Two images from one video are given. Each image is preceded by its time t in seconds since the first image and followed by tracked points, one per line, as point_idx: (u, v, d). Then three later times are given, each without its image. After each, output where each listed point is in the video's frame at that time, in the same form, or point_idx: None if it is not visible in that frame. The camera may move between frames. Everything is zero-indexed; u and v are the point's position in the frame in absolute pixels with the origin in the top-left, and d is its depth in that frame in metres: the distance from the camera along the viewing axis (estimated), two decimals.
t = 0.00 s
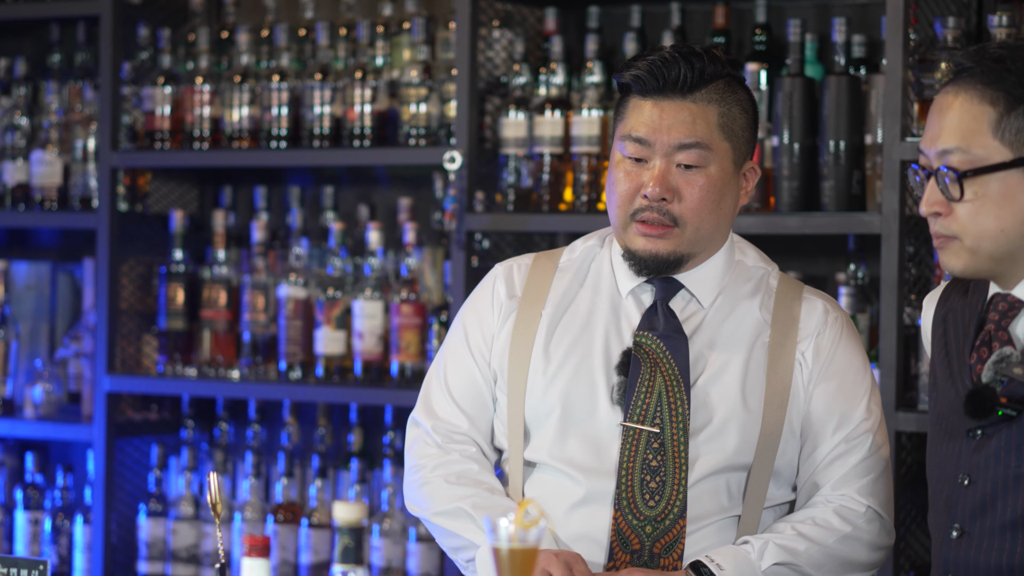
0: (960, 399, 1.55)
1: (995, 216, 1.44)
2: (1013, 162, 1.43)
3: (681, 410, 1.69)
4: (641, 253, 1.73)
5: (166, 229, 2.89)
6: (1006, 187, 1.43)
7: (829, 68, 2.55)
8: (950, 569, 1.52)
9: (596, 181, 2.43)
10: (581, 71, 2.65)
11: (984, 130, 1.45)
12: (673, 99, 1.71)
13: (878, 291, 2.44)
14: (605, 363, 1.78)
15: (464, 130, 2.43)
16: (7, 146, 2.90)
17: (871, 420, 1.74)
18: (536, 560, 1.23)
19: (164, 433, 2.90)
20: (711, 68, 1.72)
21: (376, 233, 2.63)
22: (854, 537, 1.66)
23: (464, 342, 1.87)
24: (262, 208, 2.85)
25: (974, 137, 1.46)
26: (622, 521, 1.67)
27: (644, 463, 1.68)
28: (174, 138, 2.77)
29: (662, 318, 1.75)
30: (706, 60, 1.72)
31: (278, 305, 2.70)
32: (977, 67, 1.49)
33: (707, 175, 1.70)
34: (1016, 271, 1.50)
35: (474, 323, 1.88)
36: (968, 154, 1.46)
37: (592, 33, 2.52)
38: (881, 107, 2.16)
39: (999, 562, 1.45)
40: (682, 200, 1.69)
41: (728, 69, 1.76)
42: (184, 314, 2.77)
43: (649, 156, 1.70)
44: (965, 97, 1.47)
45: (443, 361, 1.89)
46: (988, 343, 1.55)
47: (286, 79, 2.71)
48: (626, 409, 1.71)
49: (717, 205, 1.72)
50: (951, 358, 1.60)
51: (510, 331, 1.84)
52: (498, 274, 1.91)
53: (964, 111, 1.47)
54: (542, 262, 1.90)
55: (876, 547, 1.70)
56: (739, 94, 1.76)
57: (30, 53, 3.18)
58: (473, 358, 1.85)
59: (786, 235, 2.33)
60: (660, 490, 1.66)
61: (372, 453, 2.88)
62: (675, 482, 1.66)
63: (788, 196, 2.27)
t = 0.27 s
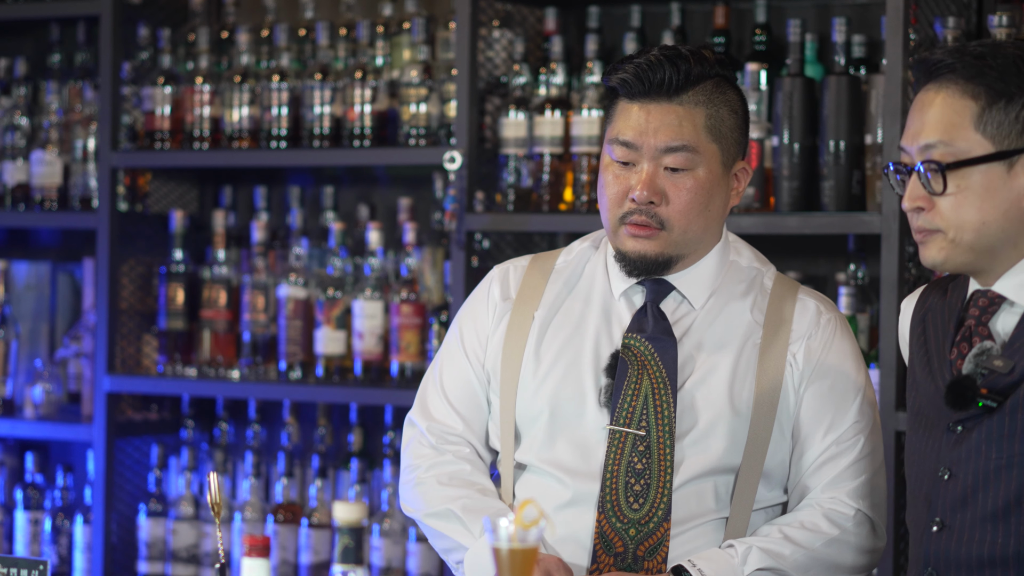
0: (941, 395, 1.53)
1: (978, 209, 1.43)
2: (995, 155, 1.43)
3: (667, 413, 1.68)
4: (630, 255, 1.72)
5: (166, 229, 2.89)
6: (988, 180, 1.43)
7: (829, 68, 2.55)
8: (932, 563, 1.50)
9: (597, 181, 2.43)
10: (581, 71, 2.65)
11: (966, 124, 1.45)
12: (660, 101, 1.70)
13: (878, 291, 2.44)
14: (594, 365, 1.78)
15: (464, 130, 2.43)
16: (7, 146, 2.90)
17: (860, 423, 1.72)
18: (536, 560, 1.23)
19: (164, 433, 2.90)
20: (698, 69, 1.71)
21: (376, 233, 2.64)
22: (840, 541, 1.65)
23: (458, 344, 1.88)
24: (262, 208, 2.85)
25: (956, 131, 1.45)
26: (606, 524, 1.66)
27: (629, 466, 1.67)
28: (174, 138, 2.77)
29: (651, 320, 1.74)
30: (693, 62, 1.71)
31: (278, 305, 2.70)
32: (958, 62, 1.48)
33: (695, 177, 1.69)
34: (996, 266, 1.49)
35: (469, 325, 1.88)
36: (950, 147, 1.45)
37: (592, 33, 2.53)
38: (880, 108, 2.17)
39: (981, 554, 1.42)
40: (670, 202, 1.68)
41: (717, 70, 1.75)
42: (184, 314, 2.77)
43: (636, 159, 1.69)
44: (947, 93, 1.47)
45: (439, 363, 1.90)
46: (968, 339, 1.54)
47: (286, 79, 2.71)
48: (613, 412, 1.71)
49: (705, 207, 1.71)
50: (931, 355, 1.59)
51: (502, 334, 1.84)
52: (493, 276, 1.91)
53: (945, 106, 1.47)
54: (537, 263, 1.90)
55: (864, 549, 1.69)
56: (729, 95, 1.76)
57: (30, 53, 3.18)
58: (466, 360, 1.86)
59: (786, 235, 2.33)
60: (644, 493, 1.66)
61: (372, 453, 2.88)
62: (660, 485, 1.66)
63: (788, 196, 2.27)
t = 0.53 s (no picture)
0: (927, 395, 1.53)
1: (961, 212, 1.43)
2: (976, 157, 1.43)
3: (664, 415, 1.68)
4: (627, 259, 1.72)
5: (166, 229, 2.89)
6: (970, 182, 1.43)
7: (829, 68, 2.55)
8: (919, 562, 1.49)
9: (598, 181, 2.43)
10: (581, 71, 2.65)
11: (945, 128, 1.45)
12: (651, 104, 1.69)
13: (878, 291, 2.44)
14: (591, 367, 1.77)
15: (464, 130, 2.43)
16: (7, 146, 2.90)
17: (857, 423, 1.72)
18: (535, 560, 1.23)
19: (164, 433, 2.90)
20: (689, 69, 1.70)
21: (376, 233, 2.63)
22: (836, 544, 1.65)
23: (457, 344, 1.88)
24: (262, 208, 2.85)
25: (936, 135, 1.45)
26: (603, 527, 1.66)
27: (625, 468, 1.67)
28: (174, 138, 2.77)
29: (649, 321, 1.74)
30: (684, 62, 1.70)
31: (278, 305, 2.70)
32: (933, 67, 1.49)
33: (688, 179, 1.69)
34: (980, 269, 1.49)
35: (466, 326, 1.89)
36: (931, 152, 1.45)
37: (592, 33, 2.53)
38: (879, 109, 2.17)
39: (967, 552, 1.42)
40: (663, 205, 1.68)
41: (709, 68, 1.74)
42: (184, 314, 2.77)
43: (630, 162, 1.69)
44: (924, 98, 1.47)
45: (437, 363, 1.90)
46: (954, 341, 1.55)
47: (286, 79, 2.71)
48: (609, 413, 1.70)
49: (698, 209, 1.70)
50: (917, 356, 1.59)
51: (499, 334, 1.84)
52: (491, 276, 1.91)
53: (924, 111, 1.46)
54: (535, 263, 1.90)
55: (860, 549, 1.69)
56: (721, 93, 1.75)
57: (30, 53, 3.18)
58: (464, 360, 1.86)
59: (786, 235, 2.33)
60: (641, 495, 1.65)
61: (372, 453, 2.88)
62: (656, 487, 1.65)
63: (788, 196, 2.27)
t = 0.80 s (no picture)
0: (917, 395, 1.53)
1: (950, 212, 1.43)
2: (965, 157, 1.43)
3: (661, 420, 1.63)
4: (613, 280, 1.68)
5: (166, 229, 2.89)
6: (958, 182, 1.43)
7: (829, 69, 2.55)
8: (911, 563, 1.49)
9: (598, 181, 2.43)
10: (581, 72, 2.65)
11: (933, 128, 1.45)
12: (614, 129, 1.62)
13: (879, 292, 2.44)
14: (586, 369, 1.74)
15: (464, 131, 2.43)
16: (7, 146, 2.90)
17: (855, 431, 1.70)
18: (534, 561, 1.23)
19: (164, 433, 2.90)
20: (649, 88, 1.63)
21: (376, 233, 2.63)
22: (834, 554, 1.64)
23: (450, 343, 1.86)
24: (262, 208, 2.85)
25: (924, 135, 1.45)
26: (599, 533, 1.61)
27: (622, 474, 1.63)
28: (174, 138, 2.77)
29: (642, 329, 1.70)
30: (643, 82, 1.63)
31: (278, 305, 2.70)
32: (920, 67, 1.49)
33: (660, 202, 1.62)
34: (969, 269, 1.49)
35: (459, 325, 1.86)
36: (919, 153, 1.45)
37: (592, 33, 2.53)
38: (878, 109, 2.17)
39: (959, 552, 1.42)
40: (637, 229, 1.62)
41: (674, 83, 1.67)
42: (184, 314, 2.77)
43: (598, 188, 1.62)
44: (912, 98, 1.47)
45: (429, 360, 1.88)
46: (944, 342, 1.55)
47: (286, 79, 2.71)
48: (606, 419, 1.66)
49: (675, 228, 1.65)
50: (908, 357, 1.59)
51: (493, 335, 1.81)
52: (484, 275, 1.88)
53: (911, 111, 1.46)
54: (530, 261, 1.87)
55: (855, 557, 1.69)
56: (689, 105, 1.67)
57: (30, 52, 3.18)
58: (457, 360, 1.84)
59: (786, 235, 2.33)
60: (637, 501, 1.61)
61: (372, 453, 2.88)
62: (654, 493, 1.61)
63: (788, 196, 2.27)
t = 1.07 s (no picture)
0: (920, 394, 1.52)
1: (955, 214, 1.43)
2: (966, 160, 1.43)
3: (635, 425, 1.62)
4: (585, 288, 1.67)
5: (166, 229, 2.89)
6: (961, 185, 1.43)
7: (829, 68, 2.55)
8: (911, 563, 1.49)
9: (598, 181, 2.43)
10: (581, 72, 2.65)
11: (932, 132, 1.45)
12: (580, 141, 1.60)
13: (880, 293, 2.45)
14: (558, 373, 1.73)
15: (464, 130, 2.43)
16: (7, 146, 2.90)
17: (834, 430, 1.69)
18: (534, 560, 1.23)
19: (164, 433, 2.90)
20: (614, 97, 1.61)
21: (376, 233, 2.63)
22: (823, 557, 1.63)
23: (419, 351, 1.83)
24: (262, 208, 2.85)
25: (924, 139, 1.45)
26: (576, 541, 1.59)
27: (598, 480, 1.61)
28: (174, 137, 2.77)
29: (613, 334, 1.69)
30: (608, 90, 1.61)
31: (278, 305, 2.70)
32: (915, 72, 1.48)
33: (629, 211, 1.61)
34: (974, 270, 1.49)
35: (427, 332, 1.83)
36: (921, 157, 1.44)
37: (592, 33, 2.53)
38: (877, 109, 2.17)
39: (960, 552, 1.42)
40: (609, 239, 1.61)
41: (638, 89, 1.65)
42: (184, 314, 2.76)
43: (567, 200, 1.60)
44: (910, 102, 1.46)
45: (397, 370, 1.85)
46: (944, 341, 1.54)
47: (286, 79, 2.70)
48: (579, 425, 1.64)
49: (645, 235, 1.63)
50: (909, 356, 1.59)
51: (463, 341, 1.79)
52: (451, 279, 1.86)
53: (909, 116, 1.46)
54: (498, 265, 1.85)
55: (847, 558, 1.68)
56: (655, 110, 1.65)
57: (30, 52, 3.18)
58: (427, 368, 1.81)
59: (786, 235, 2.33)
60: (614, 508, 1.60)
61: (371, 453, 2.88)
62: (630, 500, 1.60)
63: (788, 196, 2.27)
